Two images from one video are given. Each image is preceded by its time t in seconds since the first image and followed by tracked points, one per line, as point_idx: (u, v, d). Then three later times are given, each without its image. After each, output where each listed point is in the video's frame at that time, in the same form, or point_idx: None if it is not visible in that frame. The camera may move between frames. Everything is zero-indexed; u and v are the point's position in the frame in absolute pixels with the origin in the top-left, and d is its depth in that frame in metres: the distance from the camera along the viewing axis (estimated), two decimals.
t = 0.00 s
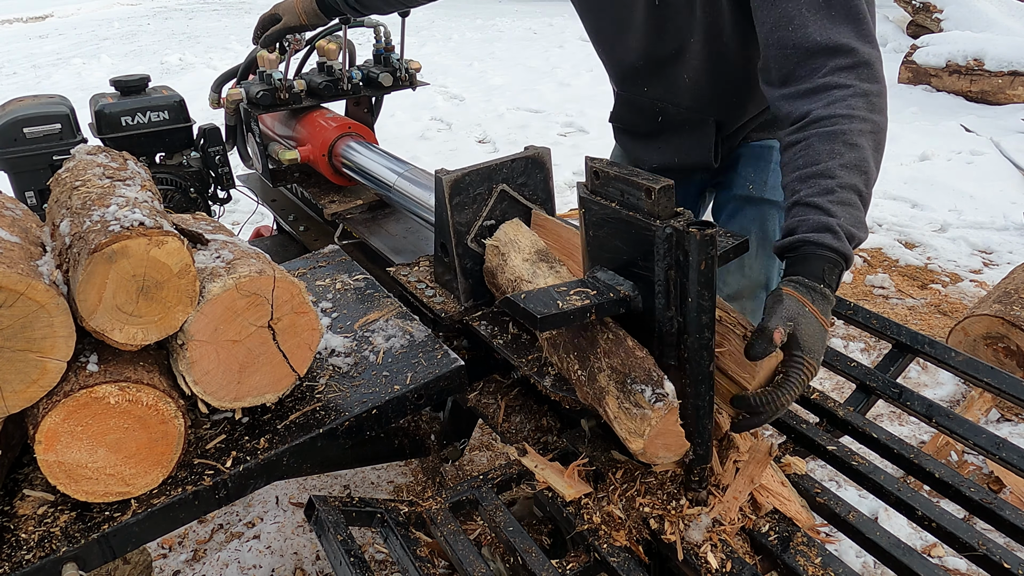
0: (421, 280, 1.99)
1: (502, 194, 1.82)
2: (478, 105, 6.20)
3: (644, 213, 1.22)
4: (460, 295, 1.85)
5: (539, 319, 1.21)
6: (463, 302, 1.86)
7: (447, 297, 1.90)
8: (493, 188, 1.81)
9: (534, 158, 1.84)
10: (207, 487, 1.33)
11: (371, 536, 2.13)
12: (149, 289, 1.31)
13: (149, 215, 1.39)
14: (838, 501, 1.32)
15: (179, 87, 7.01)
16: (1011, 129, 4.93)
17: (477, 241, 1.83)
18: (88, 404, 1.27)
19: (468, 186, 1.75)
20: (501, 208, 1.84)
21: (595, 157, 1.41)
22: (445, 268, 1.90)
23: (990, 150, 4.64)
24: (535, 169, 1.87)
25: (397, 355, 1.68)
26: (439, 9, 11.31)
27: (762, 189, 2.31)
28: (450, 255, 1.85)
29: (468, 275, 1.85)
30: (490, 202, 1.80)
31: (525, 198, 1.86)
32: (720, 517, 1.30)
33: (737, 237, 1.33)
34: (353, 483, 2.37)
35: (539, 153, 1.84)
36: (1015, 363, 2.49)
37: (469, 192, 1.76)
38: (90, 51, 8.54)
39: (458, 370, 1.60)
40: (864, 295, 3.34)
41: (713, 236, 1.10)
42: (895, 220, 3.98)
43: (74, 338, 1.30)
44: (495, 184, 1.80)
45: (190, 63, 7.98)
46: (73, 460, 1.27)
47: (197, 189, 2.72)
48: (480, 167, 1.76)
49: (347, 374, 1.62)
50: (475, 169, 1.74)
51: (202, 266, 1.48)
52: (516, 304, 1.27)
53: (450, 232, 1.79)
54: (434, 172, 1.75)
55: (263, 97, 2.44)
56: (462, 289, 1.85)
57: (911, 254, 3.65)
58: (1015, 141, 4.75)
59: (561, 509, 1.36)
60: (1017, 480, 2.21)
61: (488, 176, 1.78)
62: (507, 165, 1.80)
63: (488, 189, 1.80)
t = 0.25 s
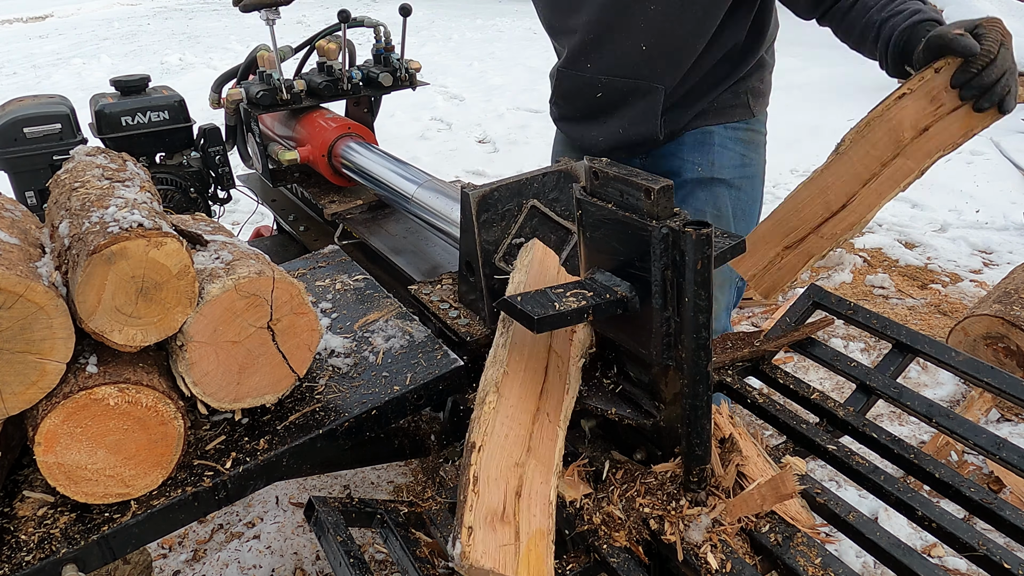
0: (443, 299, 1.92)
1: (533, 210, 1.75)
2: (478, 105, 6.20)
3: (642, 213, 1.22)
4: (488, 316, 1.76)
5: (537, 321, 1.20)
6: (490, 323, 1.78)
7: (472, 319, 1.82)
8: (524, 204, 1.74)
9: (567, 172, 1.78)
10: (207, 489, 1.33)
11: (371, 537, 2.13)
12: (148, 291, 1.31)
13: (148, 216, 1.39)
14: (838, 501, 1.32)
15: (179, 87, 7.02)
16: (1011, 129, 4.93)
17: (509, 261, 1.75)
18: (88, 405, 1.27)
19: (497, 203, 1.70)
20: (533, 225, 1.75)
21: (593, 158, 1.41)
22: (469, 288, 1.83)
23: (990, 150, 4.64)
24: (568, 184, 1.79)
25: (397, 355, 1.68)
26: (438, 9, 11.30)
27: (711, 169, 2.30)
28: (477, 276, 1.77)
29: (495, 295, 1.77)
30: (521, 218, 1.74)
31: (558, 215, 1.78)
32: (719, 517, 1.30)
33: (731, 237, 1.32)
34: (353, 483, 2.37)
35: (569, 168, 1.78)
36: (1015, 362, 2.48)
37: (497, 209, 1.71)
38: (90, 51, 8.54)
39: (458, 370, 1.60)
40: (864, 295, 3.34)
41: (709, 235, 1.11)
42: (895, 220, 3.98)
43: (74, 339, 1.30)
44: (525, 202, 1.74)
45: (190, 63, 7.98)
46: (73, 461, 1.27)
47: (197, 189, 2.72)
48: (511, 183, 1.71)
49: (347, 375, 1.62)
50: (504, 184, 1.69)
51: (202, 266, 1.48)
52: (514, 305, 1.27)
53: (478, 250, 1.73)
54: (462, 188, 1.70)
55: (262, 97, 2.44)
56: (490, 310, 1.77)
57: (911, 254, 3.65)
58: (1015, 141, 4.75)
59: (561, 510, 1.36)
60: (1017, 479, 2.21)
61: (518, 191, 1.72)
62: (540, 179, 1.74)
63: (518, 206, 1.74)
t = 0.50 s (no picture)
0: (400, 264, 2.17)
1: (471, 182, 2.01)
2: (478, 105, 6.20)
3: (642, 213, 1.22)
4: (435, 275, 2.01)
5: (538, 320, 1.20)
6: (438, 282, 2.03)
7: (423, 279, 2.08)
8: (464, 176, 2.00)
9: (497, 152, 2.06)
10: (207, 489, 1.33)
11: (371, 536, 2.13)
12: (148, 290, 1.31)
13: (149, 216, 1.39)
14: (838, 501, 1.32)
15: (179, 87, 7.02)
16: (1011, 129, 4.93)
17: (451, 226, 2.02)
18: (88, 405, 1.27)
19: (440, 173, 1.95)
20: (471, 196, 2.04)
21: (593, 158, 1.41)
22: (420, 252, 2.07)
23: (990, 150, 4.64)
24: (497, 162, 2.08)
25: (397, 355, 1.68)
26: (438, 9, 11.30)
27: (767, 185, 2.02)
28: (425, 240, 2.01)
29: (443, 258, 2.01)
30: (461, 188, 1.99)
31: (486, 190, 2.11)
32: (719, 517, 1.30)
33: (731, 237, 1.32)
34: (354, 483, 2.37)
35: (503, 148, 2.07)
36: (1015, 362, 2.49)
37: (440, 178, 1.97)
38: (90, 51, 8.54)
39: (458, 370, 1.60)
40: (864, 295, 3.34)
41: (710, 235, 1.11)
42: (895, 220, 3.98)
43: (74, 339, 1.30)
44: (466, 174, 1.99)
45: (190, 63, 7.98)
46: (73, 461, 1.27)
47: (197, 189, 2.72)
48: (450, 157, 1.96)
49: (347, 375, 1.62)
50: (445, 157, 1.94)
51: (202, 266, 1.48)
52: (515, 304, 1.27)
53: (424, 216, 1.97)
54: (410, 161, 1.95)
55: (263, 97, 2.44)
56: (437, 270, 2.01)
57: (911, 254, 3.65)
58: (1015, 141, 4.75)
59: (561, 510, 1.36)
60: (1017, 479, 2.21)
61: (458, 164, 1.97)
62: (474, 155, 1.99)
63: (459, 177, 1.99)
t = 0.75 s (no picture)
0: (365, 237, 2.27)
1: (427, 157, 2.07)
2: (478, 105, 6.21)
3: (642, 213, 1.22)
4: (393, 244, 2.10)
5: (537, 321, 1.22)
6: (395, 250, 2.12)
7: (383, 247, 2.18)
8: (419, 153, 2.05)
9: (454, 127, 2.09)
10: (207, 489, 1.33)
11: (371, 536, 2.14)
12: (148, 291, 1.31)
13: (149, 216, 1.39)
14: (838, 501, 1.32)
15: (179, 87, 7.02)
16: (1011, 129, 4.93)
17: (407, 198, 2.08)
18: (88, 405, 1.27)
19: (397, 150, 2.00)
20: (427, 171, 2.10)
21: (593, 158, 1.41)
22: (381, 223, 2.15)
23: (990, 150, 4.64)
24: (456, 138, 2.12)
25: (397, 355, 1.68)
26: (438, 9, 11.30)
27: (693, 173, 2.31)
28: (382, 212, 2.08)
29: (399, 228, 2.09)
30: (416, 163, 2.05)
31: (444, 164, 2.11)
32: (719, 517, 1.30)
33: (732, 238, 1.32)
34: (353, 483, 2.37)
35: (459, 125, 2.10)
36: (1015, 362, 2.49)
37: (397, 155, 2.01)
38: (90, 51, 8.54)
39: (458, 370, 1.59)
40: (864, 295, 3.34)
41: (710, 235, 1.11)
42: (895, 220, 3.98)
43: (74, 339, 1.30)
44: (420, 150, 2.04)
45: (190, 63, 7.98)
46: (73, 461, 1.27)
47: (197, 189, 2.72)
48: (404, 135, 2.02)
49: (347, 375, 1.62)
50: (401, 135, 1.98)
51: (202, 266, 1.48)
52: (515, 305, 1.29)
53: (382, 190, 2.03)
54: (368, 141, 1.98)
55: (263, 97, 2.44)
56: (394, 238, 2.09)
57: (911, 254, 3.65)
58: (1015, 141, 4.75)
59: (561, 510, 1.36)
60: (1017, 479, 2.21)
61: (414, 142, 2.03)
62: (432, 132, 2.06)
63: (414, 153, 2.04)
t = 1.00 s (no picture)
0: (367, 238, 2.26)
1: (431, 159, 2.03)
2: (478, 105, 6.21)
3: (642, 213, 1.22)
4: (397, 247, 2.08)
5: (536, 321, 1.22)
6: (399, 252, 2.10)
7: (385, 249, 2.16)
8: (423, 154, 2.01)
9: (461, 130, 2.04)
10: (207, 489, 1.33)
11: (371, 536, 2.14)
12: (148, 291, 1.31)
13: (149, 216, 1.39)
14: (838, 501, 1.32)
15: (179, 87, 7.02)
16: (1011, 129, 4.93)
17: (410, 201, 2.05)
18: (88, 405, 1.27)
19: (401, 153, 1.95)
20: (431, 172, 2.06)
21: (593, 158, 1.41)
22: (384, 226, 2.12)
23: (990, 150, 4.64)
24: (462, 141, 2.06)
25: (397, 355, 1.67)
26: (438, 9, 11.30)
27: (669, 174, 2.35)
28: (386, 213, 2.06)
29: (403, 230, 2.08)
30: (421, 166, 2.01)
31: (451, 165, 2.08)
32: (719, 517, 1.30)
33: (732, 238, 1.32)
34: (353, 483, 2.37)
35: (464, 127, 2.04)
36: (1016, 363, 2.49)
37: (401, 158, 1.96)
38: (90, 50, 8.54)
39: (458, 370, 1.59)
40: (864, 295, 3.34)
41: (710, 235, 1.10)
42: (895, 220, 3.98)
43: (74, 340, 1.30)
44: (425, 152, 2.00)
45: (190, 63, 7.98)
46: (73, 461, 1.28)
47: (197, 189, 2.72)
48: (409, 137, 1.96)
49: (347, 375, 1.62)
50: (407, 138, 1.94)
51: (202, 267, 1.48)
52: (515, 305, 1.29)
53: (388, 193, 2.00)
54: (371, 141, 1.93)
55: (263, 97, 2.44)
56: (397, 241, 2.08)
57: (911, 254, 3.65)
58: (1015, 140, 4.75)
59: (561, 510, 1.36)
60: (1017, 479, 2.21)
61: (418, 144, 1.98)
62: (436, 135, 2.00)
63: (419, 156, 2.00)
